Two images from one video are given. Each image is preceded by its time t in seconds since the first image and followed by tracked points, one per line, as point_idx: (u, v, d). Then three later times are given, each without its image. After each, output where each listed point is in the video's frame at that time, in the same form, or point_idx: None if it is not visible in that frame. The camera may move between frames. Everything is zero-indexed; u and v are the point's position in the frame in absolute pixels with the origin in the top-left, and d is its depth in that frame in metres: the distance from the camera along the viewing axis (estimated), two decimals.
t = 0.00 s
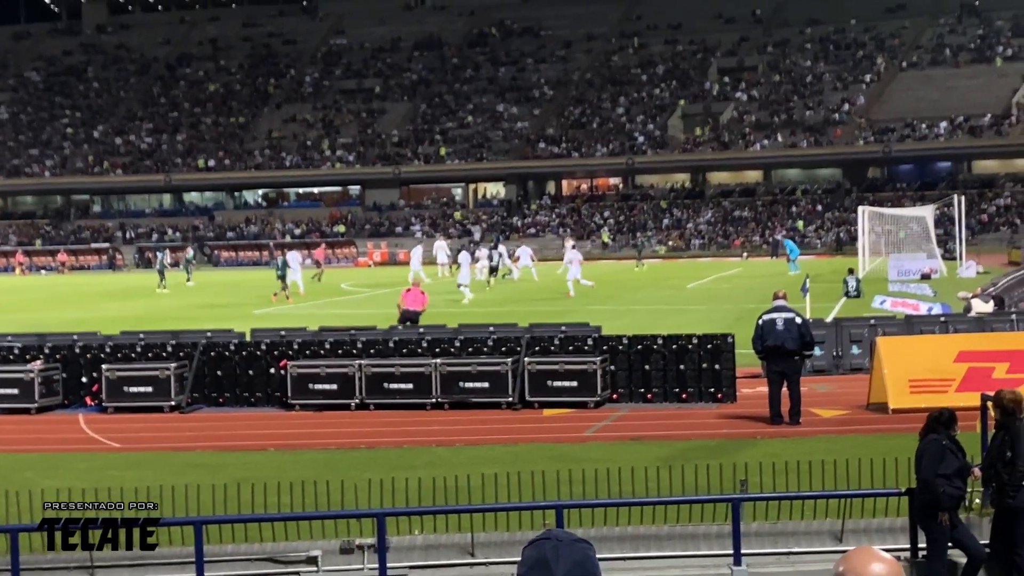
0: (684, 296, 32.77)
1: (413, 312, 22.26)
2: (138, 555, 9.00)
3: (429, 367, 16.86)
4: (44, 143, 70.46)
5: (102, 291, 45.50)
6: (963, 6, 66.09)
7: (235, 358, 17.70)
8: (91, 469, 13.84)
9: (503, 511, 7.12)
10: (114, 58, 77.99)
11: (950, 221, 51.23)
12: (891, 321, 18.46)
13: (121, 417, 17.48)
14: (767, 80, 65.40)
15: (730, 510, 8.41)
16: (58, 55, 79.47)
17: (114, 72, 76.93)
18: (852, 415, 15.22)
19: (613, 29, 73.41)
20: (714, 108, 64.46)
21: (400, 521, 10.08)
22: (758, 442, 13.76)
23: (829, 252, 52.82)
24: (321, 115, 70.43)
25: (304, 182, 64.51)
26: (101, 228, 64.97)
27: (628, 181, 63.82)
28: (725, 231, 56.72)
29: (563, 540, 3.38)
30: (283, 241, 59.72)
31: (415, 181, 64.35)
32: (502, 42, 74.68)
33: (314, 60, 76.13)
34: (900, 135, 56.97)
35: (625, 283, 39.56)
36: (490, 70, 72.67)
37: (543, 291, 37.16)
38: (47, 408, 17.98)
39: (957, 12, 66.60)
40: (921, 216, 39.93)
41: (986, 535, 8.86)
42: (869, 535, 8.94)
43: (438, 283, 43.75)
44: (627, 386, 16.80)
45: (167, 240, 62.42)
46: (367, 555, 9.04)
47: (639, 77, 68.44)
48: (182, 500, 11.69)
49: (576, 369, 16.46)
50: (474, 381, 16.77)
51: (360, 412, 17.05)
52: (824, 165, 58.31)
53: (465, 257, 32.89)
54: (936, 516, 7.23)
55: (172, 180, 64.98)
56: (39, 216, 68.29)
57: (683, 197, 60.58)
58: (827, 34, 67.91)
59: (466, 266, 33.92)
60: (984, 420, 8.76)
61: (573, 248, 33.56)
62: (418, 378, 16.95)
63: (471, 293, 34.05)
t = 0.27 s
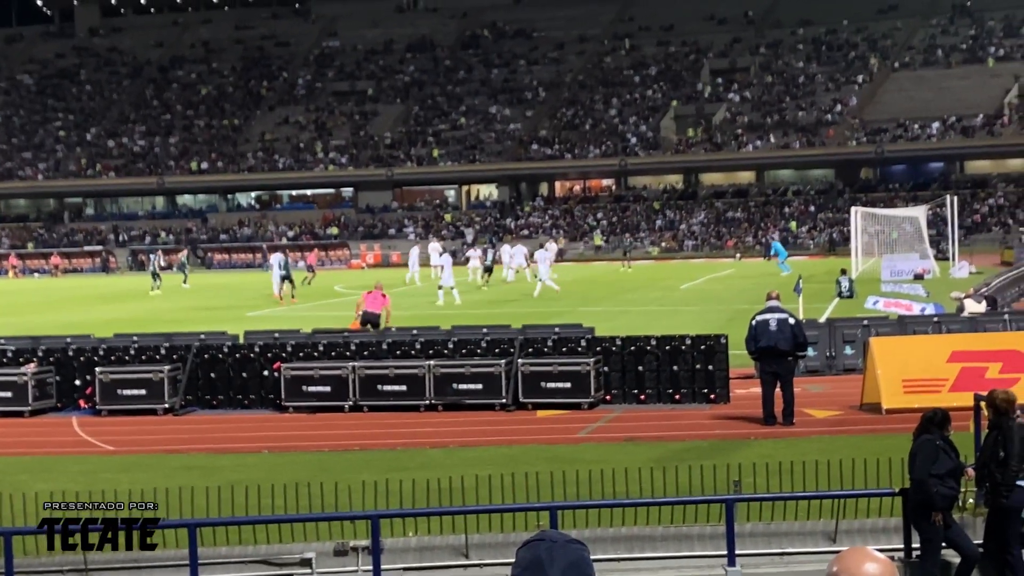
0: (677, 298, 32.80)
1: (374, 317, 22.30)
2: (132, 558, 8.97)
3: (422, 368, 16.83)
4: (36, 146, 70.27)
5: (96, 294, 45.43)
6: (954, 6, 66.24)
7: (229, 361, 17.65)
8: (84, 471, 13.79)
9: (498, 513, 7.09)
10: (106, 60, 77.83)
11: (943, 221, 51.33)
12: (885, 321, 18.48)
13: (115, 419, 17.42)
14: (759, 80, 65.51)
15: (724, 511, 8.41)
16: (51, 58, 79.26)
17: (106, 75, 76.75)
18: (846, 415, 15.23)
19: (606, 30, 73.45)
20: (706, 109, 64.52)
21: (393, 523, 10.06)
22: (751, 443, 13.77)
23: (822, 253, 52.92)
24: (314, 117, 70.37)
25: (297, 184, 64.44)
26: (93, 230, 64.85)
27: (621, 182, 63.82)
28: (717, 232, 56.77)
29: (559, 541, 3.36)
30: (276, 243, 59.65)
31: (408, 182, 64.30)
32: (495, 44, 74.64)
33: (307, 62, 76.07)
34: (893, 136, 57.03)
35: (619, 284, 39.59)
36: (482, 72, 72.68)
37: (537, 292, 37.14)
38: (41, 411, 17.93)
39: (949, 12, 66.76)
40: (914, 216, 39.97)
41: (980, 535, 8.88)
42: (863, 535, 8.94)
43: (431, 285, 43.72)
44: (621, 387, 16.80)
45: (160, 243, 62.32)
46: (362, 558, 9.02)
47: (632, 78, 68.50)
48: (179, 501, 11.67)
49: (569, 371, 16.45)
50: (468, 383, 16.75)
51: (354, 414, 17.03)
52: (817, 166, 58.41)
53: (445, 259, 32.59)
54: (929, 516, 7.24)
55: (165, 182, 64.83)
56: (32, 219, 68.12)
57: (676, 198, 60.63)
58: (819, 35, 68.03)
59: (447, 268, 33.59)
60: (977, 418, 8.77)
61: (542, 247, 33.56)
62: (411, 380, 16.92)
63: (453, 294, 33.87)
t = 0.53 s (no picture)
0: (669, 299, 32.81)
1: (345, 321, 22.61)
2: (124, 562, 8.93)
3: (415, 371, 16.81)
4: (28, 149, 70.07)
5: (88, 297, 45.35)
6: (945, 8, 66.44)
7: (221, 363, 17.60)
8: (76, 475, 13.74)
9: (491, 515, 7.07)
10: (98, 63, 77.65)
11: (934, 223, 51.46)
12: (877, 322, 18.51)
13: (107, 423, 17.38)
14: (751, 82, 65.64)
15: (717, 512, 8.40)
16: (42, 61, 79.06)
17: (98, 78, 76.56)
18: (839, 416, 15.24)
19: (598, 32, 73.52)
20: (698, 111, 64.58)
21: (387, 525, 10.04)
22: (744, 444, 13.78)
23: (814, 254, 53.04)
24: (306, 120, 70.31)
25: (289, 187, 64.35)
26: (85, 234, 64.69)
27: (613, 183, 63.82)
28: (709, 233, 56.79)
29: (552, 542, 3.38)
30: (268, 245, 59.57)
31: (400, 185, 64.24)
32: (487, 46, 74.65)
33: (299, 64, 75.98)
34: (884, 137, 57.14)
35: (612, 285, 39.65)
36: (474, 74, 72.68)
37: (529, 294, 37.15)
38: (33, 414, 17.88)
39: (939, 14, 66.96)
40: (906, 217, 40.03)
41: (972, 535, 8.89)
42: (856, 535, 8.95)
43: (424, 288, 43.70)
44: (613, 388, 16.81)
45: (152, 246, 62.19)
46: (355, 560, 8.99)
47: (623, 80, 68.56)
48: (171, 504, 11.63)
49: (562, 373, 16.44)
50: (461, 385, 16.74)
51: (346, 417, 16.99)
52: (808, 167, 58.52)
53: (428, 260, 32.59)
54: (921, 516, 7.24)
55: (157, 185, 64.67)
56: (24, 222, 67.96)
57: (668, 200, 60.70)
58: (810, 37, 68.13)
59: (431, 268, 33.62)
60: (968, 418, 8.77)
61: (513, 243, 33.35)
62: (404, 382, 16.90)
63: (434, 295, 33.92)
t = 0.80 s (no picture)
0: (659, 302, 32.85)
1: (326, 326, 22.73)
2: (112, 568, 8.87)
3: (405, 374, 16.76)
4: (16, 153, 69.81)
5: (77, 301, 45.15)
6: (933, 10, 66.71)
7: (211, 367, 17.52)
8: (66, 480, 13.65)
9: (481, 518, 7.02)
10: (87, 67, 77.39)
11: (923, 225, 51.65)
12: (865, 324, 18.54)
13: (97, 427, 17.28)
14: (740, 85, 65.81)
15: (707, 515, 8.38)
16: (31, 65, 78.75)
17: (86, 81, 76.30)
18: (828, 419, 15.24)
19: (587, 35, 73.59)
20: (688, 113, 64.65)
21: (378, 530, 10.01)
22: (733, 447, 13.77)
23: (803, 256, 53.14)
24: (295, 123, 70.22)
25: (278, 190, 64.24)
26: (74, 238, 64.47)
27: (603, 186, 63.82)
28: (699, 235, 56.85)
29: (539, 549, 3.35)
30: (257, 248, 59.44)
31: (389, 188, 64.16)
32: (476, 49, 74.65)
33: (288, 68, 75.88)
34: (873, 139, 57.30)
35: (601, 288, 39.65)
36: (464, 77, 72.67)
37: (520, 297, 37.10)
38: (22, 419, 17.77)
39: (927, 16, 67.23)
40: (894, 220, 40.11)
41: (962, 538, 8.91)
42: (845, 539, 8.94)
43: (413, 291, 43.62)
44: (604, 391, 16.79)
45: (141, 249, 62.00)
46: (344, 564, 8.92)
47: (613, 83, 68.65)
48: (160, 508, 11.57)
49: (552, 376, 16.40)
50: (451, 388, 16.69)
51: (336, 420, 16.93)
52: (797, 169, 58.65)
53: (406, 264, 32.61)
54: (910, 518, 7.22)
55: (146, 189, 64.48)
56: (12, 227, 67.66)
57: (657, 202, 60.76)
58: (799, 40, 68.31)
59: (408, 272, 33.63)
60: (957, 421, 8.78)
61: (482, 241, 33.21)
62: (394, 386, 16.84)
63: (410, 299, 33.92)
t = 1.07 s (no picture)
0: (646, 305, 32.87)
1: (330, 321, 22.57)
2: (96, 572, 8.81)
3: (391, 378, 16.70)
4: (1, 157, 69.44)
5: (62, 305, 44.91)
6: (918, 15, 67.04)
7: (196, 371, 17.44)
8: (50, 484, 13.55)
9: (469, 522, 6.99)
10: (72, 70, 77.04)
11: (908, 228, 51.92)
12: (851, 328, 18.59)
13: (82, 432, 17.17)
14: (726, 89, 65.99)
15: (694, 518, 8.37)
16: (15, 68, 78.37)
17: (72, 84, 75.94)
18: (813, 421, 15.26)
19: (573, 38, 73.67)
20: (674, 117, 64.77)
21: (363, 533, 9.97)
22: (720, 450, 13.78)
23: (789, 259, 53.31)
24: (281, 126, 70.07)
25: (264, 193, 64.07)
26: (59, 241, 64.18)
27: (589, 190, 63.89)
28: (685, 238, 56.96)
29: (525, 554, 3.38)
30: (243, 252, 59.27)
31: (376, 191, 64.08)
32: (462, 53, 74.66)
33: (274, 71, 75.71)
34: (858, 143, 57.53)
35: (588, 291, 39.66)
36: (450, 80, 72.64)
37: (507, 300, 37.08)
38: (6, 423, 17.64)
39: (912, 20, 67.57)
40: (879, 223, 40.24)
41: (947, 540, 8.93)
42: (830, 541, 8.95)
43: (401, 294, 43.55)
44: (590, 394, 16.78)
45: (127, 253, 61.77)
46: (331, 568, 8.88)
47: (599, 86, 68.73)
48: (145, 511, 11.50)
49: (538, 379, 16.38)
50: (437, 392, 16.66)
51: (323, 424, 16.88)
52: (783, 173, 58.83)
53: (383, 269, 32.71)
54: (897, 521, 7.21)
55: (132, 193, 64.23)
56: None
57: (643, 206, 60.87)
58: (784, 43, 68.57)
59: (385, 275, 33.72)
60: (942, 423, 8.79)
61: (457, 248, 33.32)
62: (380, 389, 16.79)
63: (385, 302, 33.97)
